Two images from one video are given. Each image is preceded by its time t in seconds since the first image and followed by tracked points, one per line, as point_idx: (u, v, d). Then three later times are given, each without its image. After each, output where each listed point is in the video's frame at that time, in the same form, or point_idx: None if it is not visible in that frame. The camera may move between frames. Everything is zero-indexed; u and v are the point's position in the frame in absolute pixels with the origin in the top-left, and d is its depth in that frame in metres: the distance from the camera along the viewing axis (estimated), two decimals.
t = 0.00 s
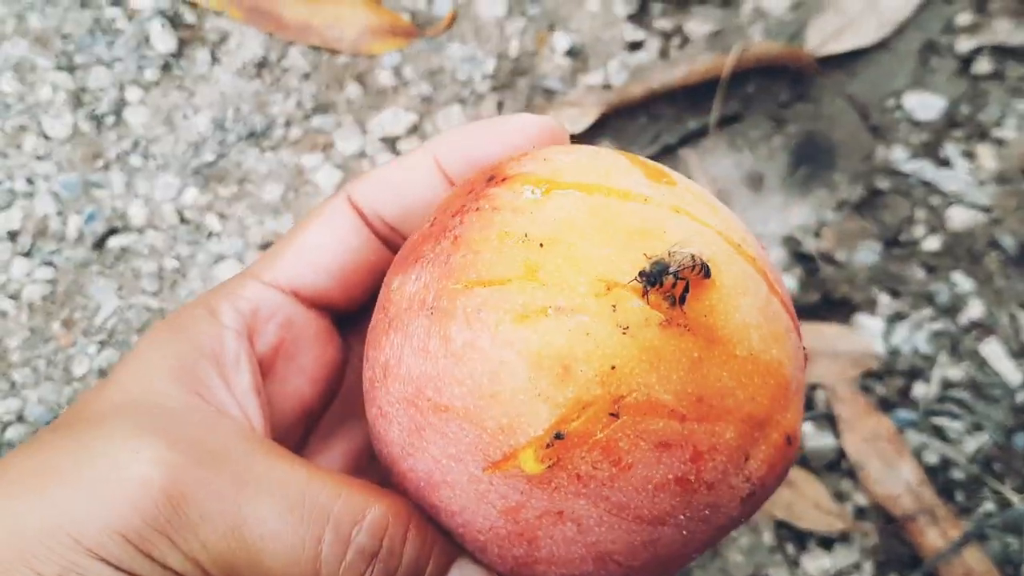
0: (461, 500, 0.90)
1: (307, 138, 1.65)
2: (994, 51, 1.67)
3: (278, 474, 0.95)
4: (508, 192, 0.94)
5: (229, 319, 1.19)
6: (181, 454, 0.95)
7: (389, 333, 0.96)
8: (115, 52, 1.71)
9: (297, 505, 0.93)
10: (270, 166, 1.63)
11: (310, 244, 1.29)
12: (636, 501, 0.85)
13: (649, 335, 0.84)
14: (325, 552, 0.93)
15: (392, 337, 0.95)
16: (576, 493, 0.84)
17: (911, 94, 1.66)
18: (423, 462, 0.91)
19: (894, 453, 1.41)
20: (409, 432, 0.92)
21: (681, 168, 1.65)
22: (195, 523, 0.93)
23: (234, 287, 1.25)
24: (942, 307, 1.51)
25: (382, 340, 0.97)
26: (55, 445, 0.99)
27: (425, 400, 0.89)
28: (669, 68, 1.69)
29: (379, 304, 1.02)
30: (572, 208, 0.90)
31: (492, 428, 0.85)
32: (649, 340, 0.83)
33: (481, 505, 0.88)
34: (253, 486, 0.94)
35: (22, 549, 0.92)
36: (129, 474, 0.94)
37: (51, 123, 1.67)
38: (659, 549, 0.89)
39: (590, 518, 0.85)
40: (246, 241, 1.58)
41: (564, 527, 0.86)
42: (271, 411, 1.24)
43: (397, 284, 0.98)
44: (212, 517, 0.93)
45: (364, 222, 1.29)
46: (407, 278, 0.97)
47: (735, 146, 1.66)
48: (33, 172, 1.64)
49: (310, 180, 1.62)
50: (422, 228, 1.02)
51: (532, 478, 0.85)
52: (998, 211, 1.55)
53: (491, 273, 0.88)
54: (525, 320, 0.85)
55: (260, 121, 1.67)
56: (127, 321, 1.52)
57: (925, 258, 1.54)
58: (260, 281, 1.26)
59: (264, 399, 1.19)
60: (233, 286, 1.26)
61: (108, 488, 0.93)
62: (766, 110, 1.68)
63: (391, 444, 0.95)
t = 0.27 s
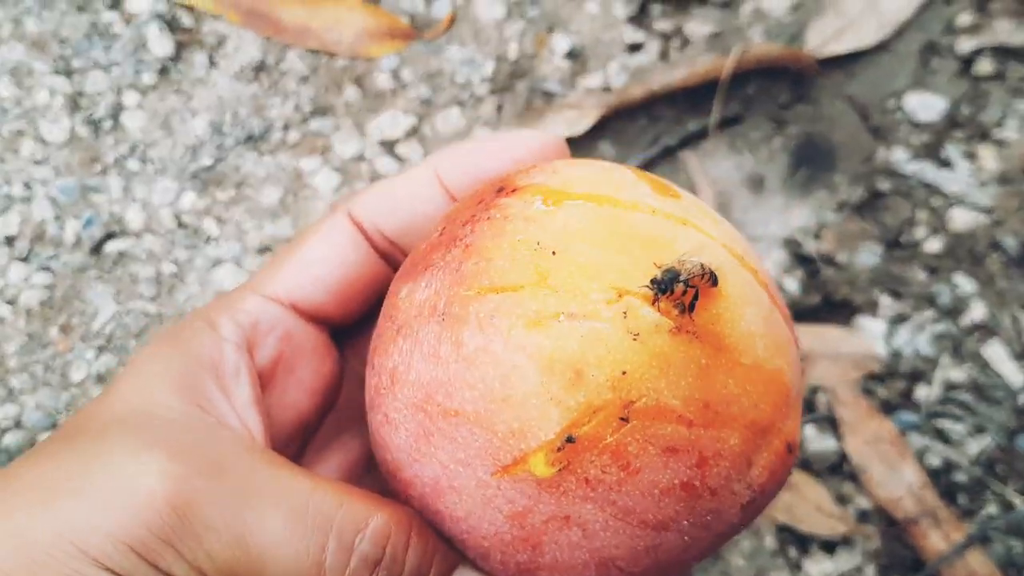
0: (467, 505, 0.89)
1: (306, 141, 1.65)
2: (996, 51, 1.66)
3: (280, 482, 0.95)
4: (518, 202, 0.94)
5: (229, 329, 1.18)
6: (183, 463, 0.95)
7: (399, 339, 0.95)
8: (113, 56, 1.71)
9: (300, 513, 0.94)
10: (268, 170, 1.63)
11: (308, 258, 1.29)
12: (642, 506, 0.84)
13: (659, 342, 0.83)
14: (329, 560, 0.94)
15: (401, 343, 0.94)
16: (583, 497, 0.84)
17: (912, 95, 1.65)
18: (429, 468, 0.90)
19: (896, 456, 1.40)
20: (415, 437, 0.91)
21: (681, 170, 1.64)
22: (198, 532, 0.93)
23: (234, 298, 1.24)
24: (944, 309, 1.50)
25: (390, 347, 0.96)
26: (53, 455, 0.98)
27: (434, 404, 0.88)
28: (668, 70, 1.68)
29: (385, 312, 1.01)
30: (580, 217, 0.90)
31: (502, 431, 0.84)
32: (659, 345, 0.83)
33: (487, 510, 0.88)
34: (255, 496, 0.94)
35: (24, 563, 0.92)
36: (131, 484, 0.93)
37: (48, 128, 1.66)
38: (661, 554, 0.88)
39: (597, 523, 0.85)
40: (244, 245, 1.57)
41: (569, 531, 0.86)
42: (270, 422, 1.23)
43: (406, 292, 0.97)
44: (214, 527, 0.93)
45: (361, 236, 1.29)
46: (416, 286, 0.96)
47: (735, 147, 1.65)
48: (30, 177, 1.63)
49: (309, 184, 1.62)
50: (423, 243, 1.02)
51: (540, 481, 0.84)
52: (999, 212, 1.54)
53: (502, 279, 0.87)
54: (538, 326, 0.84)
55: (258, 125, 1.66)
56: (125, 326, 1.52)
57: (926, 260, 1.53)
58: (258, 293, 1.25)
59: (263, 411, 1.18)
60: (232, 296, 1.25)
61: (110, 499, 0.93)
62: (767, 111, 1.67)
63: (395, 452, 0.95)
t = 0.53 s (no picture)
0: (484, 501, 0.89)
1: (304, 144, 1.66)
2: (990, 54, 1.67)
3: (286, 484, 0.95)
4: (542, 205, 0.95)
5: (234, 335, 1.18)
6: (189, 465, 0.95)
7: (419, 335, 0.95)
8: (112, 61, 1.72)
9: (307, 515, 0.93)
10: (266, 173, 1.64)
11: (310, 264, 1.29)
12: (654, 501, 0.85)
13: (684, 341, 0.84)
14: (337, 561, 0.94)
15: (419, 340, 0.94)
16: (603, 492, 0.84)
17: (906, 97, 1.66)
18: (445, 462, 0.90)
19: (891, 455, 1.41)
20: (432, 433, 0.91)
21: (677, 173, 1.65)
22: (210, 533, 0.93)
23: (239, 303, 1.25)
24: (939, 309, 1.51)
25: (407, 344, 0.96)
26: (57, 459, 0.98)
27: (456, 399, 0.89)
28: (664, 73, 1.69)
29: (401, 311, 1.01)
30: (604, 220, 0.91)
31: (527, 426, 0.85)
32: (683, 346, 0.84)
33: (503, 504, 0.88)
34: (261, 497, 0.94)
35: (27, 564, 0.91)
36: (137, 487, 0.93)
37: (48, 132, 1.67)
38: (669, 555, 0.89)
39: (612, 518, 0.85)
40: (243, 248, 1.58)
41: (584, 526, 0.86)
42: (273, 426, 1.21)
43: (427, 289, 0.97)
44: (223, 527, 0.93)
45: (362, 243, 1.30)
46: (436, 285, 0.96)
47: (731, 150, 1.66)
48: (30, 181, 1.64)
49: (307, 187, 1.63)
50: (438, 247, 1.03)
51: (563, 475, 0.84)
52: (994, 213, 1.55)
53: (527, 278, 0.88)
54: (563, 324, 0.85)
55: (256, 129, 1.67)
56: (124, 328, 1.53)
57: (921, 261, 1.54)
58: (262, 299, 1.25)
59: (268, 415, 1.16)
60: (236, 302, 1.25)
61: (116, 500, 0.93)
62: (763, 113, 1.68)
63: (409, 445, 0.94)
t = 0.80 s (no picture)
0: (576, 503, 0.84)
1: (301, 146, 1.66)
2: (987, 53, 1.66)
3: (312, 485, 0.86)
4: (672, 218, 0.93)
5: (250, 336, 1.11)
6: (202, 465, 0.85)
7: (526, 327, 0.88)
8: (109, 62, 1.72)
9: (341, 520, 0.84)
10: (264, 175, 1.64)
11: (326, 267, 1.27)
12: (731, 511, 0.84)
13: (803, 368, 0.86)
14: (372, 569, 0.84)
15: (529, 329, 0.88)
16: (705, 500, 0.83)
17: (903, 97, 1.66)
18: (539, 456, 0.84)
19: (889, 455, 1.39)
20: (527, 427, 0.85)
21: (675, 173, 1.65)
22: (246, 540, 0.82)
23: (258, 303, 1.20)
24: (936, 308, 1.51)
25: (507, 334, 0.89)
26: (49, 468, 0.89)
27: (574, 394, 0.83)
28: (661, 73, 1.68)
29: (479, 299, 0.95)
30: (731, 243, 0.92)
31: (655, 430, 0.81)
32: (807, 370, 0.86)
33: (595, 504, 0.83)
34: (289, 497, 0.84)
35: None
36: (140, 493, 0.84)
37: (45, 134, 1.67)
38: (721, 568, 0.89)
39: (700, 527, 0.84)
40: (241, 249, 1.58)
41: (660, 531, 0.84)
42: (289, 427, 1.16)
43: (533, 280, 0.92)
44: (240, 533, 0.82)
45: (372, 250, 1.30)
46: (544, 277, 0.91)
47: (728, 150, 1.66)
48: (27, 183, 1.64)
49: (304, 188, 1.63)
50: (534, 238, 0.97)
51: (677, 481, 0.82)
52: (991, 212, 1.55)
53: (668, 286, 0.86)
54: (707, 334, 0.84)
55: (253, 130, 1.67)
56: (122, 330, 1.53)
57: (919, 260, 1.54)
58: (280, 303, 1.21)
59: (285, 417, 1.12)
60: (252, 302, 1.19)
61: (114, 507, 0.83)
62: (760, 114, 1.69)
63: (484, 437, 0.87)
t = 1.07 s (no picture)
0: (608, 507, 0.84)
1: (300, 146, 1.66)
2: (985, 52, 1.66)
3: (331, 497, 0.86)
4: (709, 240, 0.93)
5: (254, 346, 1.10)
6: (221, 481, 0.85)
7: (570, 334, 0.87)
8: (107, 63, 1.72)
9: (362, 529, 0.84)
10: (262, 175, 1.64)
11: (328, 276, 1.25)
12: (747, 524, 0.85)
13: (826, 389, 0.87)
14: None
15: (573, 338, 0.87)
16: (729, 510, 0.84)
17: (901, 96, 1.66)
18: (576, 460, 0.84)
19: (888, 453, 1.39)
20: (566, 431, 0.84)
21: (673, 172, 1.65)
22: (272, 554, 0.83)
23: (260, 311, 1.18)
24: (934, 307, 1.51)
25: (545, 342, 0.88)
26: (56, 481, 0.87)
27: (619, 402, 0.83)
28: (659, 73, 1.69)
29: (515, 303, 0.93)
30: (766, 266, 0.93)
31: (695, 440, 0.82)
32: (828, 392, 0.87)
33: (624, 509, 0.83)
34: (310, 510, 0.85)
35: None
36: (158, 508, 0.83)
37: (44, 135, 1.67)
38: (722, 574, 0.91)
39: (719, 534, 0.85)
40: (239, 250, 1.58)
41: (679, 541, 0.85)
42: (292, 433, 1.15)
43: (576, 288, 0.90)
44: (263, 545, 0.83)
45: (371, 261, 1.28)
46: (587, 287, 0.90)
47: (726, 149, 1.67)
48: (26, 184, 1.64)
49: (303, 188, 1.63)
50: (565, 245, 0.97)
51: (708, 490, 0.83)
52: (989, 211, 1.55)
53: (713, 303, 0.86)
54: (747, 352, 0.84)
55: (252, 130, 1.67)
56: (120, 331, 1.53)
57: (917, 259, 1.54)
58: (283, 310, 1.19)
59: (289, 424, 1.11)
60: (254, 309, 1.18)
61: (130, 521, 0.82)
62: (758, 113, 1.69)
63: (517, 440, 0.87)
